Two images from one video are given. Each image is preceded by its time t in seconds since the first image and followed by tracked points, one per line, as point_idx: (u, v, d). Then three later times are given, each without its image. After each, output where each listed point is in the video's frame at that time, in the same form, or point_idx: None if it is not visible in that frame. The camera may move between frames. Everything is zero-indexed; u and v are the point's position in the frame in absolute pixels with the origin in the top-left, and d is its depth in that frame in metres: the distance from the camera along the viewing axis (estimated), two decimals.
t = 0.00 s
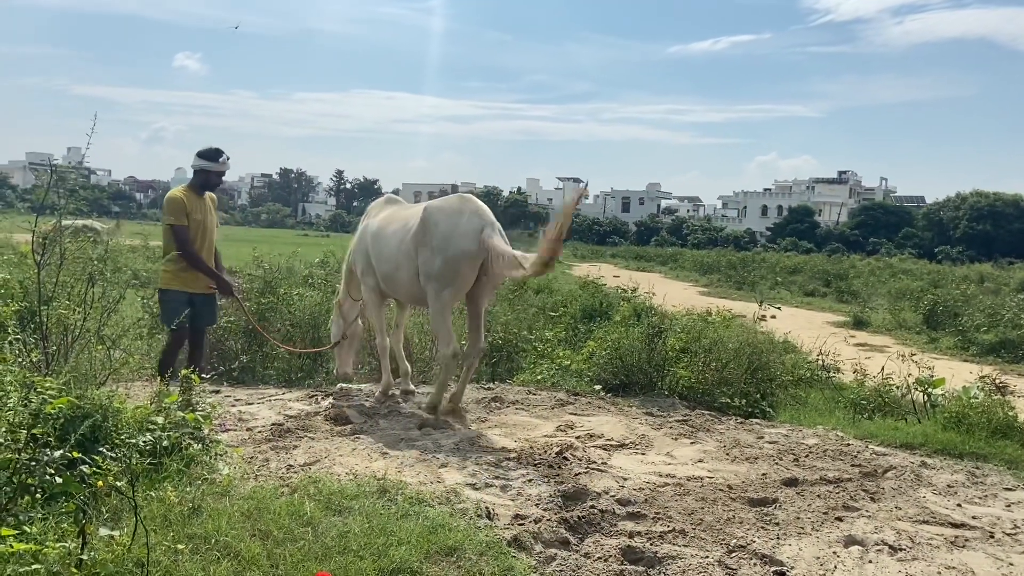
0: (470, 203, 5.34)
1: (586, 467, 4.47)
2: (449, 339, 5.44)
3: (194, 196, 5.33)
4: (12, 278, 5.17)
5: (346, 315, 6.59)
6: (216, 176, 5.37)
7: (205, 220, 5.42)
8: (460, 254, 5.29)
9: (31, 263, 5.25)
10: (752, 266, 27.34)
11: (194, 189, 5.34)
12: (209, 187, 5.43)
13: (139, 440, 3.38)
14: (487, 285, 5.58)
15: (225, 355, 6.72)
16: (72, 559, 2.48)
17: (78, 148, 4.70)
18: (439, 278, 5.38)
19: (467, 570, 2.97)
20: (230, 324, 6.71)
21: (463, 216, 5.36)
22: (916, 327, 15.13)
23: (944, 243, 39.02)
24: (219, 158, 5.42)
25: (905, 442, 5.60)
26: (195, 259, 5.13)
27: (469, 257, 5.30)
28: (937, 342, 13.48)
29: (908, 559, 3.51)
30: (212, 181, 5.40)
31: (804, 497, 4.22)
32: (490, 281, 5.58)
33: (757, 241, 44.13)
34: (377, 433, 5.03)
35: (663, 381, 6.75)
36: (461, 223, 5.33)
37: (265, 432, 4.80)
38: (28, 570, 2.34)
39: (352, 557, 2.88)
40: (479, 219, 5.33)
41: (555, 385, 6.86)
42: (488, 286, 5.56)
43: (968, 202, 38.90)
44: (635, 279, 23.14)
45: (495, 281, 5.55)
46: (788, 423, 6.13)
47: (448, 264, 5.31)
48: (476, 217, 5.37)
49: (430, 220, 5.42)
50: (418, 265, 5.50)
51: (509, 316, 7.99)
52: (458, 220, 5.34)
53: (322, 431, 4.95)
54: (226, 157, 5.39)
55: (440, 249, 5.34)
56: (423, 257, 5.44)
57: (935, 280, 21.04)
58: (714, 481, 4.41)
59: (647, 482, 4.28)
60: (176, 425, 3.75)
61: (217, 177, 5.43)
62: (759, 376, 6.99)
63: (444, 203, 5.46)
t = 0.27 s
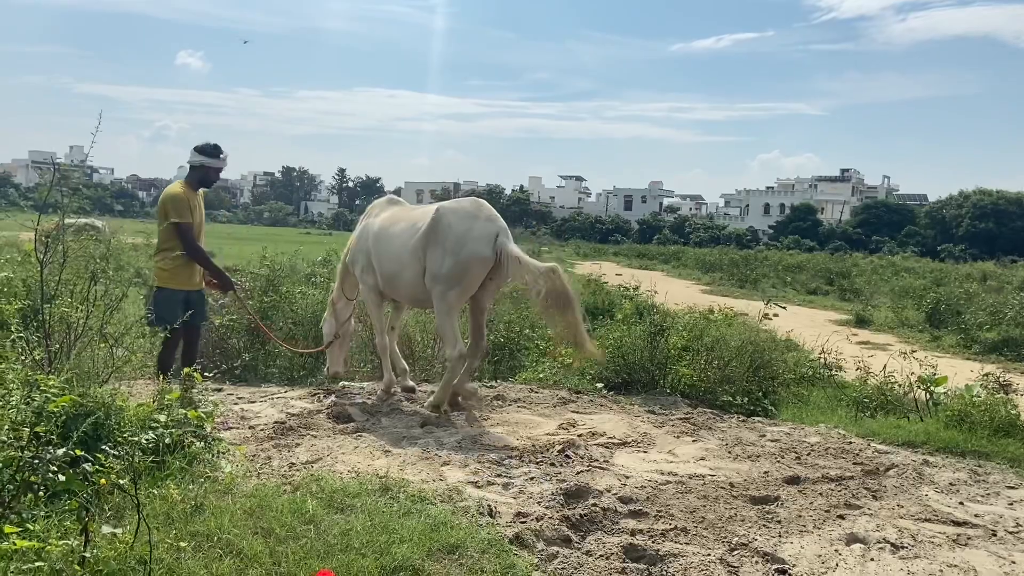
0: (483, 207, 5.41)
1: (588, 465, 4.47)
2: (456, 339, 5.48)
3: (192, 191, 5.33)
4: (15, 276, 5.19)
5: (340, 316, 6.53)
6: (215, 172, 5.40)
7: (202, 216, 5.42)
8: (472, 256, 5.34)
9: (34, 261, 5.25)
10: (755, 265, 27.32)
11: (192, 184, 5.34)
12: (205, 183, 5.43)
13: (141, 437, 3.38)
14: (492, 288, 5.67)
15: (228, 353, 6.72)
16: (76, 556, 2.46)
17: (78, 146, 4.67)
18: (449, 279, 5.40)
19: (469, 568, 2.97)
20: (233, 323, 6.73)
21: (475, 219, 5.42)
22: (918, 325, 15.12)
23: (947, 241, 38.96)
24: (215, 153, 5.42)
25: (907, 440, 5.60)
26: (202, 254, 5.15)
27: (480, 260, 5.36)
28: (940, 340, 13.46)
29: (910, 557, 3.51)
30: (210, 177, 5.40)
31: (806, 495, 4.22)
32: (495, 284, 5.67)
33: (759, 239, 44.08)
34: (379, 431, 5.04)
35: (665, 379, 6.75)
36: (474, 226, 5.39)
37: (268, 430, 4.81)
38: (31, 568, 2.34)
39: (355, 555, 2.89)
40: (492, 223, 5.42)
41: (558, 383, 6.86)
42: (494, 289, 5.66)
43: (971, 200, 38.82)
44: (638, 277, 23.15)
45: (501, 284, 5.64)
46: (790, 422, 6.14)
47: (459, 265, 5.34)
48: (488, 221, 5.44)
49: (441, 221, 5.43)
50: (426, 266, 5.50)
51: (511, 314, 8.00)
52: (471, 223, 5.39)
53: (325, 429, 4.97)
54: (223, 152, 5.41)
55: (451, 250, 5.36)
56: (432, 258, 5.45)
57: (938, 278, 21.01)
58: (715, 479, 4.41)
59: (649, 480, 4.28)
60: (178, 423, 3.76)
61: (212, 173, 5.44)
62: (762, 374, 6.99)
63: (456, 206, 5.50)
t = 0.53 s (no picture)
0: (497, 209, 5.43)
1: (589, 463, 4.47)
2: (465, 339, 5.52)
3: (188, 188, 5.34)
4: (17, 274, 5.19)
5: (337, 317, 6.49)
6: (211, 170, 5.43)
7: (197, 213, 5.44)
8: (485, 258, 5.36)
9: (36, 260, 5.25)
10: (757, 263, 27.29)
11: (187, 182, 5.35)
12: (199, 180, 5.45)
13: (144, 435, 3.39)
14: (499, 288, 5.72)
15: (229, 352, 6.72)
16: (77, 554, 2.50)
17: (82, 144, 4.66)
18: (460, 281, 5.41)
19: (472, 566, 2.97)
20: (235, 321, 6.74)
21: (487, 220, 5.43)
22: (920, 323, 15.10)
23: (949, 239, 38.90)
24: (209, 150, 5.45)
25: (909, 438, 5.59)
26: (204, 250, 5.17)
27: (493, 261, 5.38)
28: (942, 338, 13.44)
29: (912, 555, 3.51)
30: (204, 174, 5.42)
31: (808, 493, 4.21)
32: (502, 285, 5.72)
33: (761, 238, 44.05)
34: (380, 430, 5.04)
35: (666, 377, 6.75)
36: (487, 227, 5.40)
37: (270, 428, 4.81)
38: (35, 565, 2.34)
39: (356, 553, 2.89)
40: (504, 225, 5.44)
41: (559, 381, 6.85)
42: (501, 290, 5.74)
43: (973, 198, 38.76)
44: (640, 276, 23.14)
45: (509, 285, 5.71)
46: (792, 420, 6.13)
47: (472, 266, 5.35)
48: (500, 222, 5.46)
49: (453, 222, 5.42)
50: (435, 267, 5.49)
51: (513, 312, 7.99)
52: (483, 225, 5.40)
53: (327, 427, 4.97)
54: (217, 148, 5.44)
55: (464, 252, 5.36)
56: (444, 259, 5.43)
57: (940, 276, 20.98)
58: (717, 477, 4.41)
59: (651, 478, 4.28)
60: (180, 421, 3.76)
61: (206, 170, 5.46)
62: (764, 372, 6.98)
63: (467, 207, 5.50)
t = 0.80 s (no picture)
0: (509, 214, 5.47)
1: (590, 463, 4.46)
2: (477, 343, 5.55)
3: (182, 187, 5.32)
4: (18, 273, 5.19)
5: (332, 308, 6.46)
6: (205, 169, 5.41)
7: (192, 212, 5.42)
8: (499, 263, 5.39)
9: (36, 259, 5.25)
10: (758, 262, 27.28)
11: (182, 181, 5.33)
12: (194, 179, 5.43)
13: (145, 434, 3.39)
14: (509, 291, 5.77)
15: (231, 351, 6.72)
16: (78, 553, 2.50)
17: (81, 143, 4.67)
18: (474, 286, 5.42)
19: (473, 565, 2.97)
20: (236, 321, 6.74)
21: (500, 225, 5.47)
22: (922, 322, 15.09)
23: (951, 237, 38.86)
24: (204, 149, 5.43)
25: (910, 437, 5.58)
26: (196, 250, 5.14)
27: (507, 266, 5.41)
28: (943, 337, 13.43)
29: (914, 554, 3.51)
30: (199, 172, 5.41)
31: (809, 493, 4.21)
32: (512, 288, 5.77)
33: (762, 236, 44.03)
34: (382, 429, 5.04)
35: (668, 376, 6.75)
36: (500, 232, 5.43)
37: (271, 428, 4.81)
38: (37, 565, 2.34)
39: (358, 552, 2.89)
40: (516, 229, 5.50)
41: (560, 380, 6.85)
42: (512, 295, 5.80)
43: (974, 197, 38.71)
44: (641, 275, 23.14)
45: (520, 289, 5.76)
46: (793, 419, 6.13)
47: (489, 271, 5.38)
48: (511, 226, 5.52)
49: (465, 230, 5.43)
50: (447, 274, 5.48)
51: (514, 311, 7.99)
52: (497, 230, 5.43)
53: (328, 426, 4.96)
54: (211, 147, 5.43)
55: (479, 258, 5.38)
56: (458, 267, 5.43)
57: (941, 275, 20.95)
58: (718, 476, 4.41)
59: (652, 478, 4.27)
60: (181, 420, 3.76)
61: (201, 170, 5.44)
62: (765, 372, 6.98)
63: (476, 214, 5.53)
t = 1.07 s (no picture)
0: (494, 215, 5.52)
1: (590, 462, 4.46)
2: (480, 345, 5.50)
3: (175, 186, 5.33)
4: (18, 273, 5.19)
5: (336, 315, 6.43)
6: (195, 167, 5.39)
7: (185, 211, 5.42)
8: (494, 261, 5.38)
9: (36, 259, 5.26)
10: (758, 261, 27.27)
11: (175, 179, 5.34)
12: (190, 179, 5.43)
13: (145, 434, 3.39)
14: (508, 291, 5.76)
15: (231, 350, 6.72)
16: (79, 552, 2.49)
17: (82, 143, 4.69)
18: (472, 288, 5.40)
19: (473, 564, 2.97)
20: (236, 320, 6.75)
21: (487, 226, 5.50)
22: (923, 321, 15.08)
23: (951, 236, 38.84)
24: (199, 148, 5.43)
25: (910, 436, 5.58)
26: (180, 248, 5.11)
27: (502, 263, 5.41)
28: (944, 335, 13.42)
29: (913, 553, 3.51)
30: (192, 171, 5.41)
31: (809, 491, 4.21)
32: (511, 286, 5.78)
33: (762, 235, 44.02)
34: (382, 428, 5.04)
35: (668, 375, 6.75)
36: (490, 231, 5.47)
37: (271, 427, 4.81)
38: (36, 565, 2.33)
39: (358, 551, 2.89)
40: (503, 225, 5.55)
41: (561, 379, 6.85)
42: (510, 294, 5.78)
43: (975, 195, 38.68)
44: (641, 274, 23.16)
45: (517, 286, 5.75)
46: (793, 418, 6.13)
47: (487, 269, 5.37)
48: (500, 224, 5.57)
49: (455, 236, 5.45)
50: (444, 283, 5.47)
51: (515, 310, 7.99)
52: (485, 230, 5.46)
53: (328, 425, 4.97)
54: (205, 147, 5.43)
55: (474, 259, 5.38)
56: (455, 273, 5.41)
57: (942, 274, 20.94)
58: (718, 475, 4.41)
59: (652, 476, 4.27)
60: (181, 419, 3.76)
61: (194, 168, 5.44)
62: (766, 370, 6.98)
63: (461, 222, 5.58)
